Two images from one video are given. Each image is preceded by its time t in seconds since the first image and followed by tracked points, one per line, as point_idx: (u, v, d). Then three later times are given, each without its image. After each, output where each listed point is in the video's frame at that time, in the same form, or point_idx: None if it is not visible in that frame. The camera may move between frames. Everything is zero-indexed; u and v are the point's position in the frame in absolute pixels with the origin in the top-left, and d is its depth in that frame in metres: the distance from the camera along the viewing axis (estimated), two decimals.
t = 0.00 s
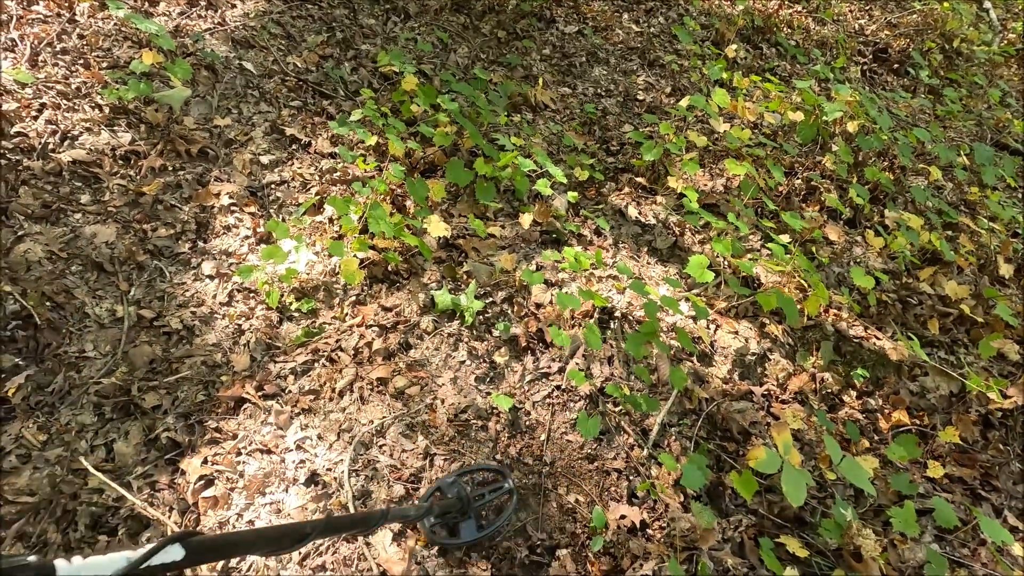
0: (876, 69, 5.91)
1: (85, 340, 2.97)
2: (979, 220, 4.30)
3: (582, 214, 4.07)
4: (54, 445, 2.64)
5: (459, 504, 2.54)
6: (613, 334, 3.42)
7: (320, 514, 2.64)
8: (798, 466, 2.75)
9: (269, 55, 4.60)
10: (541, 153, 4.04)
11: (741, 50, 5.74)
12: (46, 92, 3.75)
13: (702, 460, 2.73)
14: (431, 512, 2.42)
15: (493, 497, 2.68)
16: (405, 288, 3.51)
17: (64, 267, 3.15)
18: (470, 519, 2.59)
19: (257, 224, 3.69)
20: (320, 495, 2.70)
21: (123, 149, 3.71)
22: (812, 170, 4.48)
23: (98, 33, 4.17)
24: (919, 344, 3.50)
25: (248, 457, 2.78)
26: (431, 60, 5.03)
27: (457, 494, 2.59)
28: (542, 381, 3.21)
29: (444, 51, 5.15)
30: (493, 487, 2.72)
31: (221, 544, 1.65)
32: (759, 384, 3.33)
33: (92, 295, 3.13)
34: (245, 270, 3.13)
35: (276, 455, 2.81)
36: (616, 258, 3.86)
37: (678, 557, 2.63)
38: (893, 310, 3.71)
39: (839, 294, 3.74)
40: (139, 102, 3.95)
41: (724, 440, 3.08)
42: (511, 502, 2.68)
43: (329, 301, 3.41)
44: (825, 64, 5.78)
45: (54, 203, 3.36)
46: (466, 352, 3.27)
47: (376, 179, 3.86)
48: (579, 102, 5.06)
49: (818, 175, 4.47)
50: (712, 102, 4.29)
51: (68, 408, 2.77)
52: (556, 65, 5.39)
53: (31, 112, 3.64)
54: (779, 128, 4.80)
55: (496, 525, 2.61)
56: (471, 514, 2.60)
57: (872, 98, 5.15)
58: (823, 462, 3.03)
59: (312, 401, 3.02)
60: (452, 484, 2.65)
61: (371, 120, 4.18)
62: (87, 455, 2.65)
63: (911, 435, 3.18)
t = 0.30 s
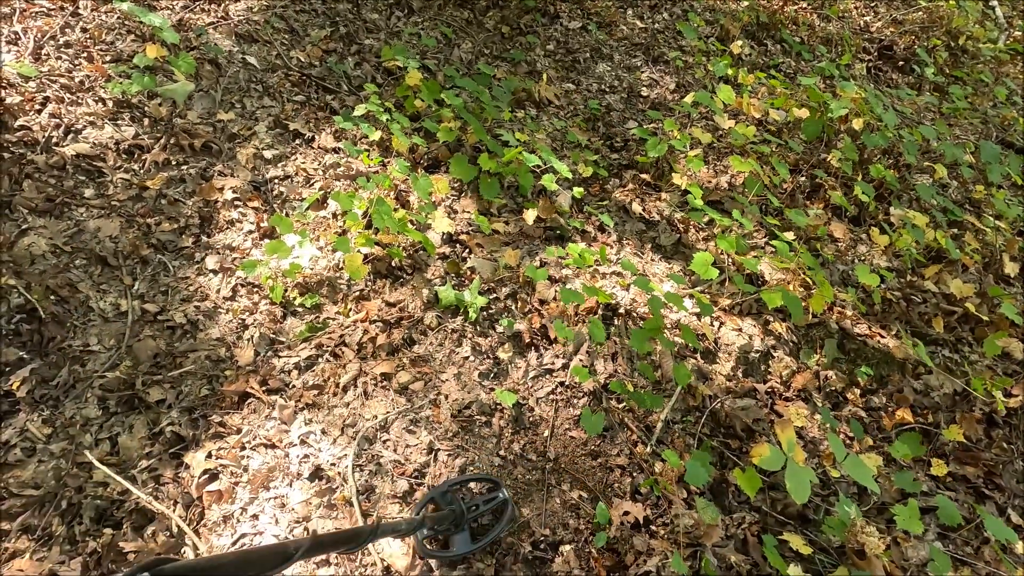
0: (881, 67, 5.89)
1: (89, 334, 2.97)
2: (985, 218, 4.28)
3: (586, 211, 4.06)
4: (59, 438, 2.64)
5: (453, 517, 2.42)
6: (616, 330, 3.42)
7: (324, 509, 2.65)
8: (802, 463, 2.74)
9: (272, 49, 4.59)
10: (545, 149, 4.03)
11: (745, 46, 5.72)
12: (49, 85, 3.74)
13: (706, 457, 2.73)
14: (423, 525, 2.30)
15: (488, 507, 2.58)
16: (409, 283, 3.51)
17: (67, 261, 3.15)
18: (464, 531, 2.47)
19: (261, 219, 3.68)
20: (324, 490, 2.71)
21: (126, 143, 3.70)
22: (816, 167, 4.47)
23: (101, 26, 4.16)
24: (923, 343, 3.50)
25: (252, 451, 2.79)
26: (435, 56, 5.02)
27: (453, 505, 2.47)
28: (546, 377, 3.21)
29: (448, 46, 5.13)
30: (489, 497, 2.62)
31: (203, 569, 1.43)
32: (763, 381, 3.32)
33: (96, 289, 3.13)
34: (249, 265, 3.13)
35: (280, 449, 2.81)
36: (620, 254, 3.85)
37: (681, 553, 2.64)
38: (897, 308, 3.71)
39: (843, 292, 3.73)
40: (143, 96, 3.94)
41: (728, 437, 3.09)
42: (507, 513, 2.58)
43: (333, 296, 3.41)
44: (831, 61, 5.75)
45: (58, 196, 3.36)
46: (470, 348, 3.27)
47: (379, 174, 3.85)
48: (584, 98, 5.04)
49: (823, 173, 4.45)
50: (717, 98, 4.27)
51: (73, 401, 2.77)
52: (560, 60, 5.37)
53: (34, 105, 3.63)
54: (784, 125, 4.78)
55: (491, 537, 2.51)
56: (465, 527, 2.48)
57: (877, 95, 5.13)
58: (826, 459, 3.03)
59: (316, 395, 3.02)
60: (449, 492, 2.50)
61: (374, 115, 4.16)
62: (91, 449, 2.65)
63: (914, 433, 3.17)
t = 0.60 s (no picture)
0: (886, 63, 5.86)
1: (91, 327, 2.97)
2: (989, 215, 4.27)
3: (590, 206, 4.05)
4: (61, 430, 2.64)
5: (546, 469, 2.48)
6: (620, 325, 3.41)
7: (326, 502, 2.65)
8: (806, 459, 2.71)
9: (274, 43, 4.56)
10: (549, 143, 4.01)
11: (750, 42, 5.68)
12: (51, 77, 3.73)
13: (709, 453, 2.70)
14: (520, 478, 2.38)
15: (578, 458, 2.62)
16: (412, 277, 3.50)
17: (69, 253, 3.14)
18: (559, 481, 2.57)
19: (263, 212, 3.66)
20: (327, 483, 2.71)
21: (128, 136, 3.69)
22: (821, 163, 4.45)
23: (103, 18, 4.14)
24: (927, 339, 3.49)
25: (255, 445, 2.79)
26: (438, 50, 4.99)
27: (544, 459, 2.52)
28: (549, 372, 3.20)
29: (451, 40, 5.10)
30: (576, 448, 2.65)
31: (351, 519, 1.81)
32: (766, 377, 3.31)
33: (98, 281, 3.12)
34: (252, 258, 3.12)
35: (283, 443, 2.81)
36: (623, 249, 3.84)
37: (684, 548, 2.63)
38: (901, 305, 3.69)
39: (847, 288, 3.72)
40: (145, 89, 3.93)
41: (731, 432, 3.08)
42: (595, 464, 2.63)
43: (335, 290, 3.40)
44: (835, 57, 5.72)
45: (60, 188, 3.34)
46: (473, 342, 3.26)
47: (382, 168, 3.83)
48: (587, 93, 5.02)
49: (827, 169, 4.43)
50: (721, 94, 4.25)
51: (75, 393, 2.76)
52: (563, 55, 5.34)
53: (36, 97, 3.62)
54: (788, 121, 4.76)
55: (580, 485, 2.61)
56: (558, 477, 2.56)
57: (882, 91, 5.10)
58: (829, 455, 3.02)
59: (318, 389, 3.01)
60: (538, 446, 2.55)
61: (378, 109, 4.14)
62: (94, 441, 2.65)
63: (918, 430, 3.16)
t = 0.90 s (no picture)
0: (890, 60, 5.84)
1: (95, 319, 2.97)
2: (993, 213, 4.26)
3: (593, 202, 4.04)
4: (66, 422, 2.65)
5: (608, 499, 2.53)
6: (623, 321, 3.41)
7: (330, 495, 2.67)
8: (808, 455, 2.72)
9: (278, 37, 4.56)
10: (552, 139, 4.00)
11: (754, 38, 5.66)
12: (54, 70, 3.72)
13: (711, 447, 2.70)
14: (582, 506, 2.47)
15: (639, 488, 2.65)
16: (415, 272, 3.50)
17: (74, 246, 3.15)
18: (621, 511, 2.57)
19: (266, 207, 3.66)
20: (330, 477, 2.72)
21: (132, 129, 3.69)
22: (824, 160, 4.44)
23: (107, 12, 4.13)
24: (930, 337, 3.49)
25: (259, 438, 2.80)
26: (441, 45, 4.98)
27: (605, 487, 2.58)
28: (552, 367, 3.21)
29: (454, 36, 5.09)
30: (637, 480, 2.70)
31: (439, 540, 2.03)
32: (769, 373, 3.32)
33: (102, 274, 3.12)
34: (256, 252, 3.11)
35: (287, 436, 2.82)
36: (626, 245, 3.84)
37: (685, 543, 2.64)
38: (905, 302, 3.69)
39: (850, 285, 3.72)
40: (148, 82, 3.92)
41: (733, 428, 3.08)
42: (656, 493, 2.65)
43: (339, 284, 3.40)
44: (840, 53, 5.70)
45: (64, 181, 3.34)
46: (476, 337, 3.27)
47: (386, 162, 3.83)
48: (590, 89, 5.01)
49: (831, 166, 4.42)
50: (726, 90, 4.24)
51: (79, 385, 2.77)
52: (566, 51, 5.33)
53: (40, 90, 3.61)
54: (792, 118, 4.75)
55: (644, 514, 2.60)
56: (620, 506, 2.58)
57: (886, 89, 5.08)
58: (831, 452, 3.03)
59: (322, 382, 3.02)
60: (599, 475, 2.61)
61: (381, 104, 4.13)
62: (98, 433, 2.66)
63: (920, 427, 3.17)
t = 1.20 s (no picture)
0: (893, 58, 5.82)
1: (94, 314, 2.97)
2: (995, 212, 4.25)
3: (594, 198, 4.03)
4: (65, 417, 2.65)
5: (577, 445, 2.69)
6: (623, 318, 3.40)
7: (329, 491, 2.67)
8: (808, 453, 2.71)
9: (278, 32, 4.54)
10: (554, 135, 3.99)
11: (756, 35, 5.64)
12: (54, 64, 3.71)
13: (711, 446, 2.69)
14: (553, 450, 2.59)
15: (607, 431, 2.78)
16: (415, 268, 3.49)
17: (73, 241, 3.14)
18: (588, 454, 2.73)
19: (266, 202, 3.65)
20: (329, 472, 2.72)
21: (131, 124, 3.67)
22: (826, 158, 4.43)
23: (106, 6, 4.12)
24: (931, 336, 3.48)
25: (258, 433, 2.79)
26: (443, 40, 4.96)
27: (574, 432, 2.71)
28: (552, 364, 3.20)
29: (455, 31, 5.07)
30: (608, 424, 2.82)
31: (425, 479, 2.10)
32: (769, 371, 3.31)
33: (102, 269, 3.11)
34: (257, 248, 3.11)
35: (286, 432, 2.82)
36: (627, 242, 3.83)
37: (684, 540, 2.64)
38: (906, 301, 3.68)
39: (852, 283, 3.71)
40: (148, 77, 3.91)
41: (733, 426, 3.08)
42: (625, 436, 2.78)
43: (339, 280, 3.39)
44: (842, 51, 5.68)
45: (63, 175, 3.33)
46: (476, 334, 3.26)
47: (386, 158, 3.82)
48: (592, 85, 4.99)
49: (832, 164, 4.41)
50: (728, 87, 4.22)
51: (78, 380, 2.77)
52: (568, 47, 5.31)
53: (39, 83, 3.60)
54: (794, 115, 4.73)
55: (613, 455, 2.77)
56: (588, 450, 2.73)
57: (889, 86, 5.06)
58: (831, 450, 3.02)
59: (321, 378, 3.02)
60: (568, 421, 2.74)
61: (382, 99, 4.12)
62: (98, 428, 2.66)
63: (920, 425, 3.16)
